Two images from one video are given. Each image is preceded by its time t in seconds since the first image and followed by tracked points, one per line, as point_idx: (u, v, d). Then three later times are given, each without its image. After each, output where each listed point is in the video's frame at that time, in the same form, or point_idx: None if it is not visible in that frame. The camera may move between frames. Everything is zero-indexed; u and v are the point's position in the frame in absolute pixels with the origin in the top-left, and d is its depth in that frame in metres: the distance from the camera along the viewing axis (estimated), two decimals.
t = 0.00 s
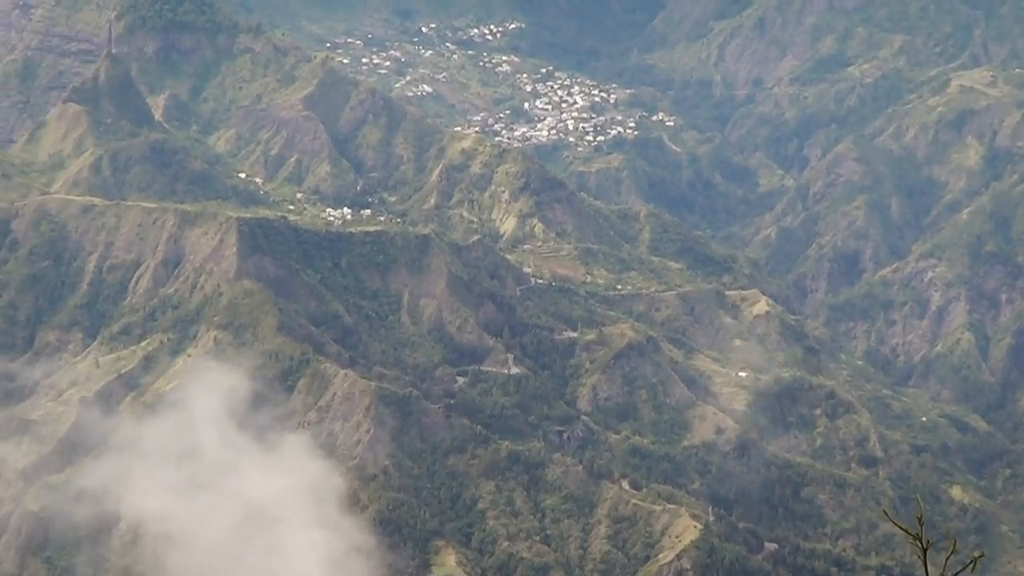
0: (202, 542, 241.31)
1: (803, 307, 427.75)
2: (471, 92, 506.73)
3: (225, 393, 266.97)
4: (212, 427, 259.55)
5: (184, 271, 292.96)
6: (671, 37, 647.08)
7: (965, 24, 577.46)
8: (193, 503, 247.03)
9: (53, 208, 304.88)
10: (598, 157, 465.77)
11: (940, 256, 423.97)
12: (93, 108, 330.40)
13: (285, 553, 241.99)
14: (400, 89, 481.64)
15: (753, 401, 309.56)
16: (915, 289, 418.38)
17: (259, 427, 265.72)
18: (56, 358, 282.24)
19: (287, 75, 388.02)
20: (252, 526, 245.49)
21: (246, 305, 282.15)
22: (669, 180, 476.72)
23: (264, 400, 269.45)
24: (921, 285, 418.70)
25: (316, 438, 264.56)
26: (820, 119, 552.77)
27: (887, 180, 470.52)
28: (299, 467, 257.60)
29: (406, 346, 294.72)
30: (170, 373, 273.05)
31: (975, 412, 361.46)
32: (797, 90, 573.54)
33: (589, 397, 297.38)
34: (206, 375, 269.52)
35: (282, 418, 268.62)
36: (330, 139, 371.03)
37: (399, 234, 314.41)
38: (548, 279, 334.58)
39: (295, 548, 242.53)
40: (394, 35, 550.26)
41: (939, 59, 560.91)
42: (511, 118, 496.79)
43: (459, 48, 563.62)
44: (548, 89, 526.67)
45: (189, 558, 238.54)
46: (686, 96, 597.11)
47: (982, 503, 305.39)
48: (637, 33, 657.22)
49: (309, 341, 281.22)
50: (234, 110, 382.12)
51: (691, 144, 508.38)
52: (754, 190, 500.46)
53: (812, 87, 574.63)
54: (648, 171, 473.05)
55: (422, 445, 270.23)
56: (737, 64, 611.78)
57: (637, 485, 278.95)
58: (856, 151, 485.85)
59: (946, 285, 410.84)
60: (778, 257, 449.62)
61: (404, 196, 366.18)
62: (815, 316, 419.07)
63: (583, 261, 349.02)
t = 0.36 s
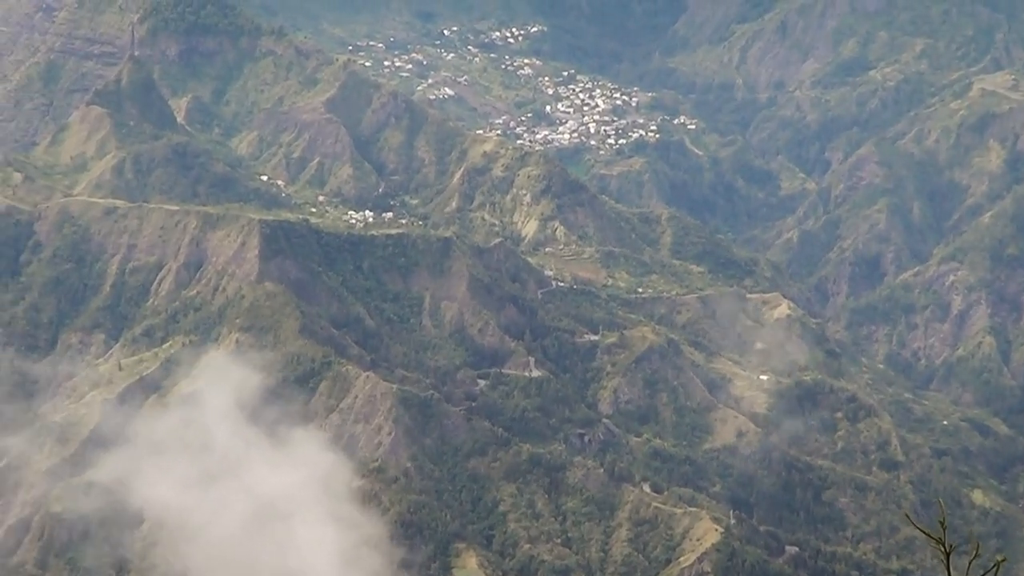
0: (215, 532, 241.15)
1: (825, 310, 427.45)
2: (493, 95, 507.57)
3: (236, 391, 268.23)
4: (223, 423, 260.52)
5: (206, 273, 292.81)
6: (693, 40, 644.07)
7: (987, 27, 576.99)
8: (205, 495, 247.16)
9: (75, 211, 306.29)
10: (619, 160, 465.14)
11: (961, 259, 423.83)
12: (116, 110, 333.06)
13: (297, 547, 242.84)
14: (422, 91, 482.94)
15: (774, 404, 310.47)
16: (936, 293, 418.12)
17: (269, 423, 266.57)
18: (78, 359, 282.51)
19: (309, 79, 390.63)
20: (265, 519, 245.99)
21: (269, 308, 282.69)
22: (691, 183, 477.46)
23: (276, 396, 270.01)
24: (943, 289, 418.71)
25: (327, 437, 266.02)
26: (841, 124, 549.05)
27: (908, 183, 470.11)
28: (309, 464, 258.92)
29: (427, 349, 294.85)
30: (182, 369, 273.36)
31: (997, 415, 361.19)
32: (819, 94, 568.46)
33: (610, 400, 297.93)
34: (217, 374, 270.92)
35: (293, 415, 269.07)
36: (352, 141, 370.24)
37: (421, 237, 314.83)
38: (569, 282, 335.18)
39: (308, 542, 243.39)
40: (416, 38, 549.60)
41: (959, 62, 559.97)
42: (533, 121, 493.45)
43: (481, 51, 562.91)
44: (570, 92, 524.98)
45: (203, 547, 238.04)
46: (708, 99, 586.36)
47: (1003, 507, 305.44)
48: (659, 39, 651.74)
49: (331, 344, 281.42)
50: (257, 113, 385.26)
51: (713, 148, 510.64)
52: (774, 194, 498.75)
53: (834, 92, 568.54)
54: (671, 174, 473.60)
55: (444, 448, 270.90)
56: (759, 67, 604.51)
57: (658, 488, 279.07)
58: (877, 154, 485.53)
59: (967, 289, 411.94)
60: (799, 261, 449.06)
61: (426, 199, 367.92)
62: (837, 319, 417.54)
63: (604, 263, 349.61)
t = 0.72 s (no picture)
0: (223, 527, 243.83)
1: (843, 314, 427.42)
2: (511, 99, 507.97)
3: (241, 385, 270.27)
4: (230, 413, 262.32)
5: (226, 276, 293.54)
6: (711, 46, 632.62)
7: (1008, 30, 567.95)
8: (212, 487, 249.52)
9: (94, 214, 306.87)
10: (638, 163, 463.71)
11: (980, 263, 424.01)
12: (136, 114, 335.05)
13: (304, 540, 245.58)
14: (441, 94, 482.38)
15: (792, 408, 310.42)
16: (956, 296, 419.66)
17: (275, 416, 268.28)
18: (98, 361, 282.83)
19: (329, 82, 391.87)
20: (272, 512, 248.53)
21: (288, 310, 282.70)
22: (709, 186, 474.40)
23: (281, 390, 271.72)
24: (963, 292, 419.76)
25: (334, 433, 268.22)
26: (857, 128, 541.21)
27: (927, 187, 466.13)
28: (315, 457, 261.24)
29: (445, 352, 295.11)
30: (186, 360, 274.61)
31: (1016, 419, 360.37)
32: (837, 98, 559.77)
33: (628, 404, 298.66)
34: (221, 369, 272.95)
35: (298, 408, 270.81)
36: (371, 146, 372.74)
37: (438, 240, 314.12)
38: (588, 285, 334.95)
39: (315, 535, 246.13)
40: (434, 41, 548.82)
41: (977, 65, 551.03)
42: (551, 124, 496.27)
43: (500, 54, 562.01)
44: (588, 96, 524.71)
45: (210, 543, 240.82)
46: (727, 102, 588.17)
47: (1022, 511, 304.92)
48: (680, 44, 641.00)
49: (349, 347, 281.62)
50: (276, 116, 386.69)
51: (732, 152, 511.64)
52: (792, 198, 499.24)
53: (853, 95, 560.56)
54: (691, 178, 472.56)
55: (462, 451, 271.24)
56: (778, 71, 599.01)
57: (676, 491, 279.00)
58: (895, 157, 483.34)
59: (986, 293, 411.91)
60: (817, 264, 447.37)
61: (443, 203, 370.52)
62: (856, 322, 416.49)
63: (622, 266, 349.29)
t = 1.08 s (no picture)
0: (227, 521, 244.39)
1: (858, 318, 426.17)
2: (526, 103, 507.60)
3: (246, 383, 271.27)
4: (234, 410, 263.39)
5: (241, 280, 292.94)
6: (727, 48, 633.12)
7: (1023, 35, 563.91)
8: (217, 483, 250.24)
9: (110, 217, 306.79)
10: (652, 167, 465.22)
11: (995, 268, 423.69)
12: (150, 118, 335.76)
13: (309, 533, 245.57)
14: (456, 98, 484.20)
15: (807, 412, 310.12)
16: (970, 300, 418.88)
17: (279, 413, 268.92)
18: (113, 365, 283.51)
19: (344, 86, 392.38)
20: (277, 505, 248.92)
21: (303, 314, 281.79)
22: (723, 191, 474.40)
23: (284, 389, 272.86)
24: (977, 297, 419.03)
25: (338, 429, 268.83)
26: (873, 132, 539.83)
27: (942, 191, 464.49)
28: (319, 452, 261.41)
29: (460, 356, 295.32)
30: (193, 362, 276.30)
31: None
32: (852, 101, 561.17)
33: (643, 408, 298.74)
34: (227, 369, 274.15)
35: (304, 403, 271.20)
36: (385, 149, 372.78)
37: (454, 244, 314.21)
38: (602, 289, 336.87)
39: (320, 527, 246.22)
40: (449, 45, 550.88)
41: (992, 71, 546.79)
42: (567, 128, 496.87)
43: (515, 58, 563.16)
44: (603, 100, 523.48)
45: (214, 538, 241.55)
46: (741, 106, 585.81)
47: None
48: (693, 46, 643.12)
49: (364, 351, 281.10)
50: (291, 120, 387.53)
51: (747, 156, 506.33)
52: (808, 203, 495.35)
53: (868, 100, 558.39)
54: (704, 182, 471.85)
55: (477, 455, 270.96)
56: (792, 76, 595.43)
57: (691, 495, 278.69)
58: (910, 162, 479.27)
59: (1001, 298, 411.22)
60: (834, 267, 448.06)
61: (459, 207, 371.04)
62: (870, 325, 415.03)
63: (637, 270, 351.23)
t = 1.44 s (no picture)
0: (228, 517, 246.24)
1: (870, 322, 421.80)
2: (538, 107, 507.98)
3: (246, 383, 273.17)
4: (234, 409, 265.76)
5: (253, 285, 292.71)
6: (738, 54, 627.21)
7: None
8: (218, 479, 252.30)
9: (122, 222, 306.98)
10: (665, 172, 465.19)
11: (1008, 273, 423.29)
12: (163, 123, 337.41)
13: (308, 530, 246.92)
14: (468, 104, 487.44)
15: (819, 417, 310.14)
16: (983, 305, 417.72)
17: (280, 410, 269.95)
18: (125, 371, 282.68)
19: (356, 91, 393.24)
20: (278, 499, 250.59)
21: (315, 319, 281.72)
22: (735, 197, 474.06)
23: (284, 386, 273.92)
24: (990, 301, 418.04)
25: (339, 424, 269.29)
26: (887, 136, 538.01)
27: (954, 197, 462.75)
28: (319, 448, 262.50)
29: (473, 361, 295.10)
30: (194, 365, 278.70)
31: None
32: (864, 106, 556.13)
33: (655, 413, 298.67)
34: (228, 368, 276.02)
35: (306, 398, 272.03)
36: (398, 154, 374.49)
37: (466, 249, 314.53)
38: (615, 294, 337.61)
39: (319, 523, 247.88)
40: (462, 50, 552.84)
41: (1006, 74, 544.44)
42: (579, 133, 496.53)
43: (527, 63, 565.50)
44: (615, 105, 524.87)
45: (215, 532, 243.32)
46: (753, 111, 582.99)
47: None
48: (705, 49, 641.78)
49: (376, 355, 280.88)
50: (303, 125, 387.99)
51: (759, 161, 506.59)
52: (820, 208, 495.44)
53: (880, 104, 557.41)
54: (716, 186, 471.20)
55: (489, 460, 270.58)
56: (804, 80, 593.23)
57: (703, 500, 278.39)
58: (922, 166, 477.91)
59: (1014, 302, 410.07)
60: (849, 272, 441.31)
61: (471, 211, 370.63)
62: (882, 330, 414.89)
63: (649, 275, 352.14)
